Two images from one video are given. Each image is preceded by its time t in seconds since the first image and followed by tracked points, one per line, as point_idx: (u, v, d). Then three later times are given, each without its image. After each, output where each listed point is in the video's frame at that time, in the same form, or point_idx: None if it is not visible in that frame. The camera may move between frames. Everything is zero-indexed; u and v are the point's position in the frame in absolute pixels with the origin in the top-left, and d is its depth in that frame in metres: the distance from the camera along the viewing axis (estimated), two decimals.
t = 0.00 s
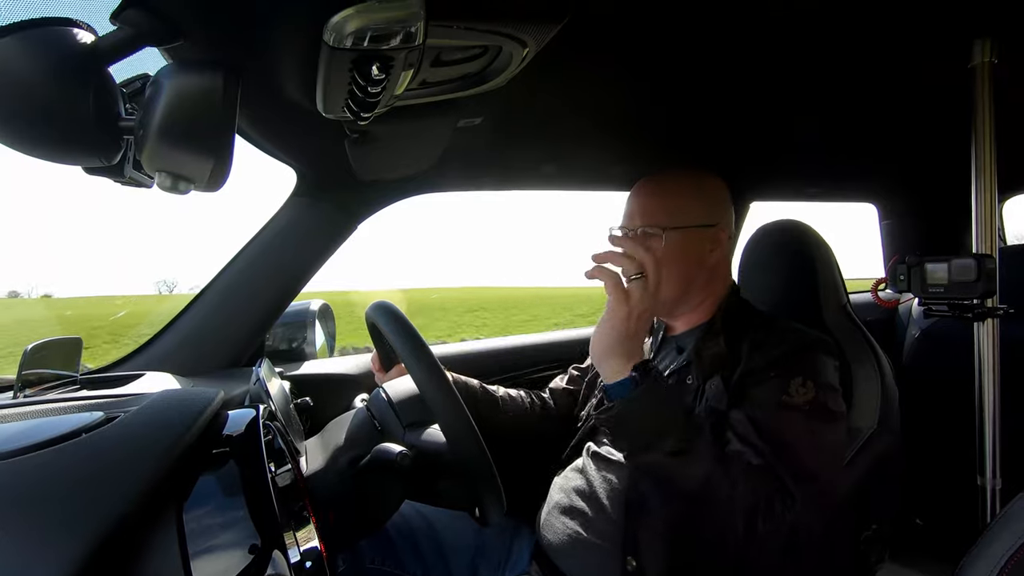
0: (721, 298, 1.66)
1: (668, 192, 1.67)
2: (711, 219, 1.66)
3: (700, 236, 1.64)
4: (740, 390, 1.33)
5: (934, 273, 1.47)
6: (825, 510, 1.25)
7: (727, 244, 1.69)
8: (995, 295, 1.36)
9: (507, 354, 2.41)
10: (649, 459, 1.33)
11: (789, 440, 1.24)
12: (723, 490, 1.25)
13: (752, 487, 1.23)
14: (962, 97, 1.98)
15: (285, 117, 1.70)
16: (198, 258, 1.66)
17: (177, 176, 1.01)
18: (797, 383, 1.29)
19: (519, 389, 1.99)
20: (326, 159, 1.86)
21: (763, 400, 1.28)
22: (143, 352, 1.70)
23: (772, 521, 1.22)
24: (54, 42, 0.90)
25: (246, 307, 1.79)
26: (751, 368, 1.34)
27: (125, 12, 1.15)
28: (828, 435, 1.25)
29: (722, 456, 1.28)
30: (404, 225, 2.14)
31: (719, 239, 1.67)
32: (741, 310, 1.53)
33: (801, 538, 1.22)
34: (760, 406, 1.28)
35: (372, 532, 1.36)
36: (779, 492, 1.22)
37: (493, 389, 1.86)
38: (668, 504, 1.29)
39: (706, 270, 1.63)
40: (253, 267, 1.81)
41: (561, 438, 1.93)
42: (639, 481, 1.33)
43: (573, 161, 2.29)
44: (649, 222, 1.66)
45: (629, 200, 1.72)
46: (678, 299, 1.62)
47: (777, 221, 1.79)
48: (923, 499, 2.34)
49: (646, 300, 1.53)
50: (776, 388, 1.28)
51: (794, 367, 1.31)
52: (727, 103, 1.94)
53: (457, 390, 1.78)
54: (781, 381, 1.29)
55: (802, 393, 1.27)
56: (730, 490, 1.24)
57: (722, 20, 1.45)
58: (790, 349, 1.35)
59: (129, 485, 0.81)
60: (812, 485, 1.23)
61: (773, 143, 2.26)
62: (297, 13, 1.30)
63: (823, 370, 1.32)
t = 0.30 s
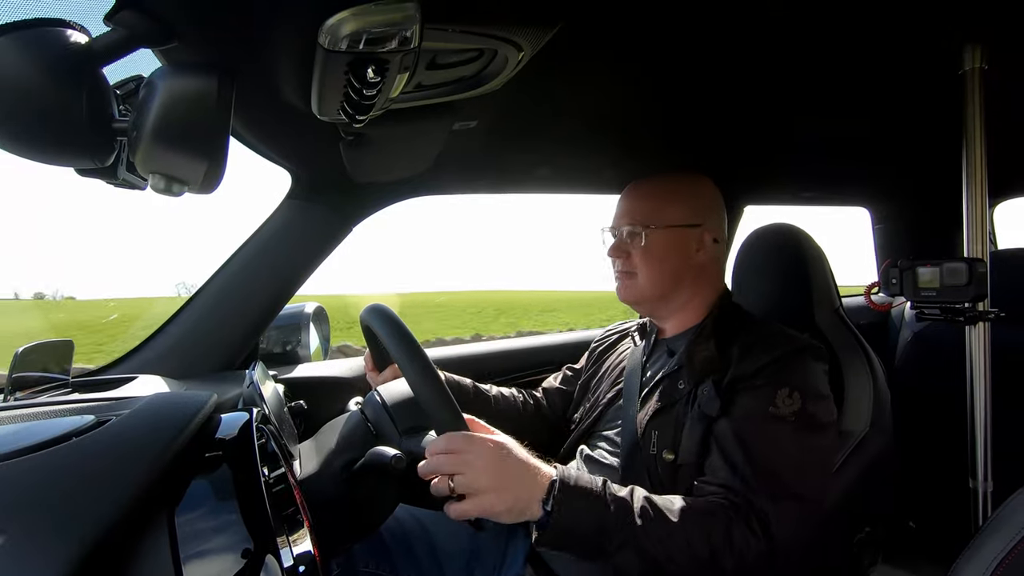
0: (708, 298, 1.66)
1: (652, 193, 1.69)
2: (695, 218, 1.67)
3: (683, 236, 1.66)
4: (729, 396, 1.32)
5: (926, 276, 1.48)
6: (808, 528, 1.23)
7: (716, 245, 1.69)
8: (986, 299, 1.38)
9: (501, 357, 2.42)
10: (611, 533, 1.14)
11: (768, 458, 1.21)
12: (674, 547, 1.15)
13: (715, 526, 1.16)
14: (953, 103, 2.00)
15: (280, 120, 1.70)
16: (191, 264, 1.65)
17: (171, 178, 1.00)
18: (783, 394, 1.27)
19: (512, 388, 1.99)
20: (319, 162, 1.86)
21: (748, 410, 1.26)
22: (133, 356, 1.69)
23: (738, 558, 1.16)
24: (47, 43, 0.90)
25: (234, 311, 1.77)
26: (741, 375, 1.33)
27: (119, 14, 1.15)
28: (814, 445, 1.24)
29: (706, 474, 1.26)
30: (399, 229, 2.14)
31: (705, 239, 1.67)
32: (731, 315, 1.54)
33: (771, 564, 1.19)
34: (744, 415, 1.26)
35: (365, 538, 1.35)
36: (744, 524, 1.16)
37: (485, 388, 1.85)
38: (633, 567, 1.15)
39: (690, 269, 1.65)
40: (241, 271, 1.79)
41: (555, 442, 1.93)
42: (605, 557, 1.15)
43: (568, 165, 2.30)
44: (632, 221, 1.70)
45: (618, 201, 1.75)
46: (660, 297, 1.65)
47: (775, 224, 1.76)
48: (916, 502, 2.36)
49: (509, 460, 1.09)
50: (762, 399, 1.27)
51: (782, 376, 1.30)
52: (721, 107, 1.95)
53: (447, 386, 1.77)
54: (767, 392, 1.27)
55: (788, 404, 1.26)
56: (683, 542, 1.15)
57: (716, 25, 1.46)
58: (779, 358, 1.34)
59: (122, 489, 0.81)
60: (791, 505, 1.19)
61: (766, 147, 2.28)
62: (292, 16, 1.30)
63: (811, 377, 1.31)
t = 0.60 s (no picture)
0: (694, 299, 1.65)
1: (640, 195, 1.70)
2: (678, 219, 1.66)
3: (666, 237, 1.66)
4: (723, 395, 1.33)
5: (915, 277, 1.49)
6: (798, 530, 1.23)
7: (703, 243, 1.67)
8: (974, 299, 1.39)
9: (495, 357, 2.42)
10: (589, 541, 1.16)
11: (759, 458, 1.21)
12: (652, 551, 1.16)
13: (693, 525, 1.17)
14: (943, 105, 2.02)
15: (272, 120, 1.69)
16: (182, 264, 1.64)
17: (162, 177, 0.99)
18: (776, 394, 1.27)
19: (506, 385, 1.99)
20: (313, 161, 1.85)
21: (741, 408, 1.27)
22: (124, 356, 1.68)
23: (718, 560, 1.16)
24: (39, 40, 0.89)
25: (224, 311, 1.76)
26: (734, 374, 1.35)
27: (109, 11, 1.14)
28: (804, 447, 1.24)
29: (693, 471, 1.27)
30: (393, 228, 2.14)
31: (690, 239, 1.66)
32: (726, 314, 1.56)
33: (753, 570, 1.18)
34: (737, 415, 1.27)
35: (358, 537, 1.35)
36: (724, 525, 1.17)
37: (478, 384, 1.85)
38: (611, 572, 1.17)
39: (674, 271, 1.64)
40: (233, 272, 1.78)
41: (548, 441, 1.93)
42: (585, 563, 1.17)
43: (562, 165, 2.30)
44: (619, 224, 1.72)
45: (611, 203, 1.76)
46: (645, 299, 1.67)
47: (767, 225, 1.79)
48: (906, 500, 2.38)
49: (504, 480, 1.13)
50: (755, 398, 1.27)
51: (775, 375, 1.30)
52: (714, 109, 1.96)
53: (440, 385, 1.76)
54: (760, 392, 1.28)
55: (780, 403, 1.26)
56: (662, 545, 1.16)
57: (709, 27, 1.47)
58: (772, 358, 1.35)
59: (114, 491, 0.80)
60: (779, 505, 1.19)
61: (758, 148, 2.29)
62: (284, 15, 1.29)
63: (804, 376, 1.32)
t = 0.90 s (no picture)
0: (688, 300, 1.66)
1: (636, 197, 1.70)
2: (671, 220, 1.67)
3: (660, 238, 1.66)
4: (715, 398, 1.34)
5: (908, 284, 1.50)
6: (787, 535, 1.23)
7: (697, 244, 1.68)
8: (966, 307, 1.41)
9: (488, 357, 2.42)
10: (579, 543, 1.16)
11: (748, 460, 1.21)
12: (642, 553, 1.16)
13: (683, 528, 1.17)
14: (937, 113, 2.04)
15: (268, 116, 1.68)
16: (177, 260, 1.62)
17: (156, 171, 0.98)
18: (766, 397, 1.28)
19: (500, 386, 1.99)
20: (308, 158, 1.84)
21: (732, 411, 1.28)
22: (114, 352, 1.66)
23: (707, 563, 1.15)
24: (33, 31, 0.88)
25: (216, 307, 1.74)
26: (726, 377, 1.35)
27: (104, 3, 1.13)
28: (795, 450, 1.24)
29: (684, 474, 1.27)
30: (388, 227, 2.13)
31: (684, 240, 1.67)
32: (720, 317, 1.56)
33: (743, 574, 1.18)
34: (728, 417, 1.27)
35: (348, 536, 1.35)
36: (714, 528, 1.17)
37: (472, 386, 1.85)
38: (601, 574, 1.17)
39: (669, 271, 1.65)
40: (225, 268, 1.77)
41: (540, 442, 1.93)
42: (575, 565, 1.17)
43: (558, 167, 2.31)
44: (613, 225, 1.73)
45: (607, 204, 1.76)
46: (640, 300, 1.67)
47: (760, 229, 1.79)
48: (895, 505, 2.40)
49: (496, 480, 1.13)
50: (746, 401, 1.28)
51: (765, 379, 1.31)
52: (710, 113, 1.97)
53: (434, 385, 1.76)
54: (751, 395, 1.28)
55: (771, 407, 1.26)
56: (652, 547, 1.16)
57: (706, 31, 1.48)
58: (763, 362, 1.35)
59: (103, 486, 0.79)
60: (768, 508, 1.19)
61: (754, 153, 2.30)
62: (281, 11, 1.28)
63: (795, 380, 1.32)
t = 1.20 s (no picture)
0: (704, 305, 1.67)
1: (656, 198, 1.70)
2: (698, 224, 1.68)
3: (685, 240, 1.66)
4: (719, 402, 1.34)
5: (910, 288, 1.49)
6: (792, 540, 1.22)
7: (715, 252, 1.70)
8: (969, 310, 1.39)
9: (490, 362, 2.41)
10: (581, 548, 1.16)
11: (753, 464, 1.21)
12: (644, 557, 1.16)
13: (687, 532, 1.17)
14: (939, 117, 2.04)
15: (271, 120, 1.69)
16: (180, 264, 1.62)
17: (160, 176, 0.99)
18: (772, 401, 1.28)
19: (502, 390, 1.99)
20: (311, 163, 1.85)
21: (737, 415, 1.28)
22: (116, 356, 1.67)
23: (711, 566, 1.15)
24: (38, 37, 0.88)
25: (224, 312, 1.75)
26: (730, 381, 1.35)
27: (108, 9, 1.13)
28: (800, 454, 1.23)
29: (689, 478, 1.27)
30: (390, 231, 2.14)
31: (706, 246, 1.68)
32: (724, 322, 1.56)
33: None
34: (733, 422, 1.27)
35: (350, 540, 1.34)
36: (718, 531, 1.16)
37: (474, 390, 1.85)
38: None
39: (691, 274, 1.65)
40: (231, 273, 1.77)
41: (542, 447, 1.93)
42: (577, 570, 1.16)
43: (560, 171, 2.31)
44: (637, 224, 1.71)
45: (618, 208, 1.77)
46: (660, 301, 1.65)
47: (763, 233, 1.79)
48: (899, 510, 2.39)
49: (498, 488, 1.12)
50: (752, 405, 1.28)
51: (770, 384, 1.31)
52: (712, 117, 1.97)
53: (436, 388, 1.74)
54: (756, 399, 1.28)
55: (775, 410, 1.26)
56: (655, 551, 1.16)
57: (707, 36, 1.48)
58: (768, 366, 1.35)
59: (105, 490, 0.79)
60: (773, 512, 1.18)
61: (756, 158, 2.30)
62: (284, 16, 1.29)
63: (799, 384, 1.32)
